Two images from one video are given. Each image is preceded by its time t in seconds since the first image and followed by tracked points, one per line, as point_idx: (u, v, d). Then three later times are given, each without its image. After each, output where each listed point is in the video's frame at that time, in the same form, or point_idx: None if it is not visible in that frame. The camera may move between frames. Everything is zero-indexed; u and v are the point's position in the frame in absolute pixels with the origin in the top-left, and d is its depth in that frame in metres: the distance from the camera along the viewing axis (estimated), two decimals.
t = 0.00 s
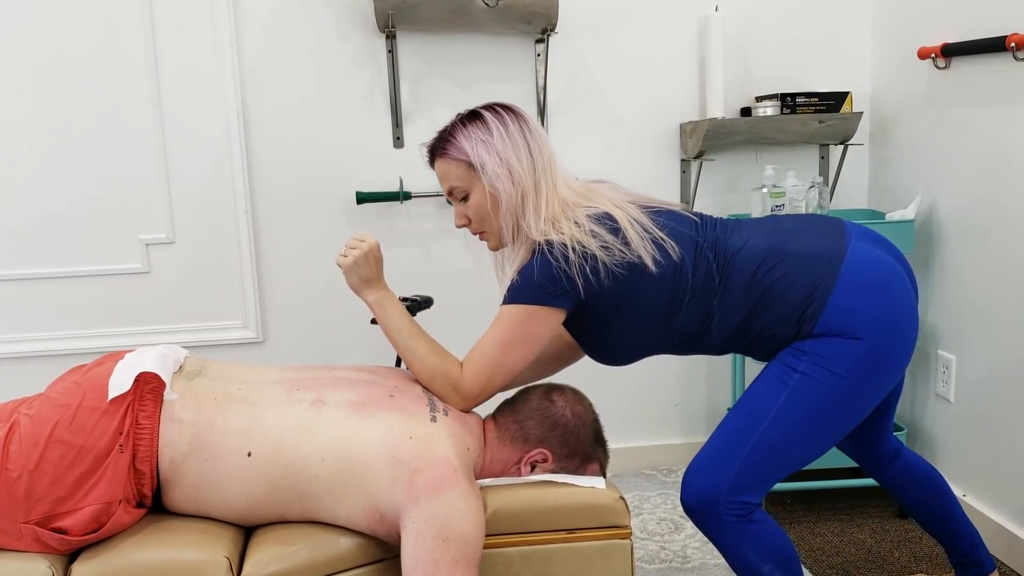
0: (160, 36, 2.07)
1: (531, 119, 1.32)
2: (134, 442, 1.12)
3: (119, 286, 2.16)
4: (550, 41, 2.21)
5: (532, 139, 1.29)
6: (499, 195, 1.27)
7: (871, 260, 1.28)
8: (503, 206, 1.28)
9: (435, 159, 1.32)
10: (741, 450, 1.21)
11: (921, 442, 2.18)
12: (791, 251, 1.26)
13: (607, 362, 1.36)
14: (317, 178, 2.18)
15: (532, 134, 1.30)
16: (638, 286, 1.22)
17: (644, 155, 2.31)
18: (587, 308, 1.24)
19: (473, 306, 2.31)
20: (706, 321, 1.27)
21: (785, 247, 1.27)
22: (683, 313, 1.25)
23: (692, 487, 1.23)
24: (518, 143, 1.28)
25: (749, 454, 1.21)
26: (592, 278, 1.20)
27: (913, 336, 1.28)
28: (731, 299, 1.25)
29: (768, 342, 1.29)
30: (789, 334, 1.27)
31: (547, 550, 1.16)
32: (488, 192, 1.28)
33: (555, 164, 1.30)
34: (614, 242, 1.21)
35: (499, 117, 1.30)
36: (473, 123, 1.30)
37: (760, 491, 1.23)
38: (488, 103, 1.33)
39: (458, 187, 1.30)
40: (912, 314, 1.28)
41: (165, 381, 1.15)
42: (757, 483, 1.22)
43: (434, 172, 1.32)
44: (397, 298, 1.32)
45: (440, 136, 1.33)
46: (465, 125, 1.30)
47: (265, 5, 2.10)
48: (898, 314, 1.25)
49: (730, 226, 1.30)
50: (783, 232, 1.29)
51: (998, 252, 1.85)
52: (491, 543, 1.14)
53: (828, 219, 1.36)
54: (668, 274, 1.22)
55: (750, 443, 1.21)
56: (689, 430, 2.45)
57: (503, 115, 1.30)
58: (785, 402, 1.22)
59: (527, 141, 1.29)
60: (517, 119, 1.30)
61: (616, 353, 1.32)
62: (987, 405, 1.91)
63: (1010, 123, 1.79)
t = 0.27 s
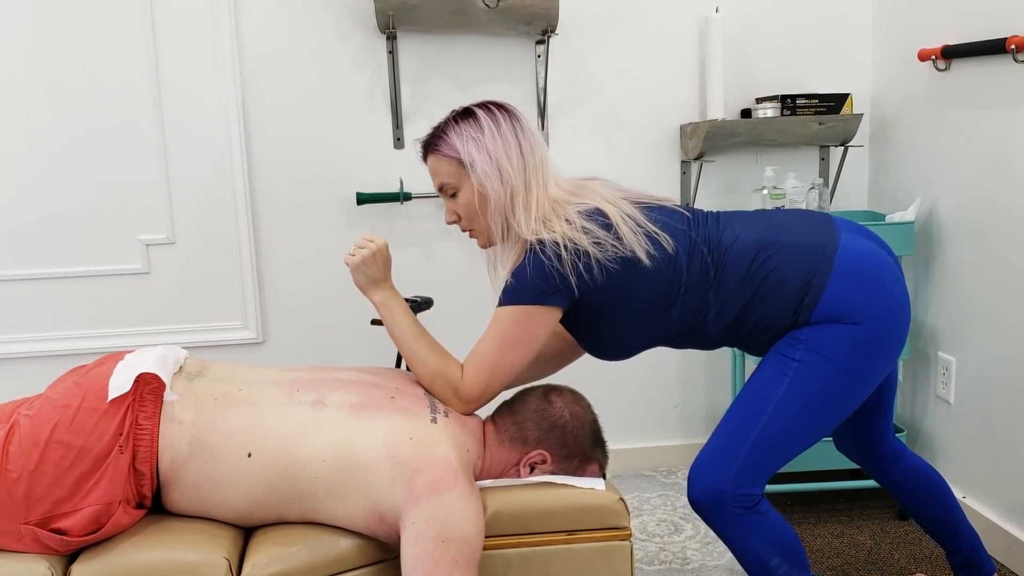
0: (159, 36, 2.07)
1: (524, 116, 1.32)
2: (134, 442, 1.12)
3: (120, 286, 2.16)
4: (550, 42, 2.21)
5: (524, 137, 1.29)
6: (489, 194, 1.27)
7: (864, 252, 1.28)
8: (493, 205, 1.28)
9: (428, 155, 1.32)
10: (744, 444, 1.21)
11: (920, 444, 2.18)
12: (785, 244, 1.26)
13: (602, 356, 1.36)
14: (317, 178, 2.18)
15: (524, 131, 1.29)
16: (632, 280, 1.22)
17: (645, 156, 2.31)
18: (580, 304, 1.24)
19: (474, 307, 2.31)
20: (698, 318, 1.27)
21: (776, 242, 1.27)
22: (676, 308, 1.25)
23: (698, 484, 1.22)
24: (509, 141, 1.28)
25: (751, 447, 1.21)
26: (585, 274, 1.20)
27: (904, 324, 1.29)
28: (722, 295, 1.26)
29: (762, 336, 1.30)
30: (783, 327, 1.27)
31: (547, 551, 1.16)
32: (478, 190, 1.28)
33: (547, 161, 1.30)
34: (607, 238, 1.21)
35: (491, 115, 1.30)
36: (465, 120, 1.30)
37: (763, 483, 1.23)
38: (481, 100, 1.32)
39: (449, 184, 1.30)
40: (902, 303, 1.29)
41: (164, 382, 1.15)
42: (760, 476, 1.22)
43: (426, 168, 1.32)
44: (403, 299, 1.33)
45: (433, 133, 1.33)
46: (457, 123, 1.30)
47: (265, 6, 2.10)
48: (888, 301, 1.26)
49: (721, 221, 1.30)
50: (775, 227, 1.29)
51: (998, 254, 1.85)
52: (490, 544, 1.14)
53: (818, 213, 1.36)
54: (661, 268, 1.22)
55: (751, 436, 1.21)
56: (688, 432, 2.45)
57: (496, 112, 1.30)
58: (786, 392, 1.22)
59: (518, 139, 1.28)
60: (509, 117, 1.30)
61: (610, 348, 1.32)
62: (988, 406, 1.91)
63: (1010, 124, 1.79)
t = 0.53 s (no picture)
0: (159, 37, 2.07)
1: (528, 116, 1.31)
2: (134, 442, 1.12)
3: (119, 287, 2.16)
4: (550, 42, 2.21)
5: (526, 137, 1.29)
6: (488, 193, 1.27)
7: (860, 260, 1.29)
8: (492, 204, 1.28)
9: (430, 150, 1.32)
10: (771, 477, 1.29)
11: (920, 444, 2.18)
12: (782, 253, 1.27)
13: (599, 359, 1.36)
14: (317, 179, 2.18)
15: (527, 132, 1.29)
16: (632, 285, 1.22)
17: (645, 157, 2.31)
18: (579, 307, 1.24)
19: (474, 307, 2.31)
20: (697, 321, 1.27)
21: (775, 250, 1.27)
22: (675, 313, 1.25)
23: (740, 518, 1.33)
24: (511, 141, 1.27)
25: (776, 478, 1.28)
26: (584, 277, 1.20)
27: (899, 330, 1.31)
28: (722, 300, 1.26)
29: (760, 339, 1.29)
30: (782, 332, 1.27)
31: (547, 551, 1.16)
32: (477, 189, 1.28)
33: (549, 163, 1.30)
34: (607, 241, 1.21)
35: (495, 113, 1.30)
36: (468, 118, 1.30)
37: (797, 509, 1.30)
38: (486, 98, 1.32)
39: (448, 180, 1.31)
40: (896, 307, 1.30)
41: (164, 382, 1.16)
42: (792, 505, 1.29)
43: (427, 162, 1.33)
44: (408, 300, 1.33)
45: (436, 127, 1.33)
46: (460, 119, 1.30)
47: (265, 6, 2.10)
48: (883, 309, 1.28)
49: (721, 227, 1.30)
50: (774, 234, 1.30)
51: (998, 255, 1.85)
52: (490, 544, 1.14)
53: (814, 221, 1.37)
54: (661, 274, 1.22)
55: (776, 468, 1.28)
56: (688, 432, 2.45)
57: (500, 111, 1.30)
58: (797, 418, 1.27)
59: (521, 139, 1.28)
60: (513, 117, 1.30)
61: (609, 352, 1.32)
62: (988, 407, 1.91)
63: (1010, 125, 1.79)
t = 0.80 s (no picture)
0: (156, 36, 2.07)
1: (537, 118, 1.31)
2: (132, 442, 1.12)
3: (117, 286, 2.16)
4: (548, 42, 2.21)
5: (534, 140, 1.28)
6: (493, 195, 1.27)
7: (858, 277, 1.31)
8: (497, 206, 1.28)
9: (437, 148, 1.32)
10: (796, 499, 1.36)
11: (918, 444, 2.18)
12: (782, 267, 1.28)
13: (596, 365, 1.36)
14: (315, 179, 2.18)
15: (535, 134, 1.29)
16: (634, 295, 1.22)
17: (642, 156, 2.31)
18: (580, 313, 1.24)
19: (471, 307, 2.31)
20: (699, 329, 1.27)
21: (776, 264, 1.28)
22: (676, 321, 1.25)
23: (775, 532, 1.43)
24: (518, 143, 1.27)
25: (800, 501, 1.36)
26: (586, 283, 1.20)
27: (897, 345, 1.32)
28: (725, 309, 1.26)
29: (761, 348, 1.29)
30: (784, 341, 1.28)
31: (544, 551, 1.16)
32: (482, 190, 1.28)
33: (556, 166, 1.29)
34: (610, 249, 1.21)
35: (503, 114, 1.29)
36: (476, 117, 1.30)
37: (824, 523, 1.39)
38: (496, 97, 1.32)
39: (454, 178, 1.31)
40: (894, 324, 1.32)
41: (162, 381, 1.15)
42: (819, 520, 1.38)
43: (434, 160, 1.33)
44: (406, 300, 1.32)
45: (444, 126, 1.33)
46: (468, 119, 1.30)
47: (263, 5, 2.10)
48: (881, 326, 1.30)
49: (723, 239, 1.31)
50: (776, 249, 1.31)
51: (996, 255, 1.85)
52: (487, 544, 1.14)
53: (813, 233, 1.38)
54: (663, 284, 1.22)
55: (799, 493, 1.36)
56: (686, 432, 2.45)
57: (508, 112, 1.29)
58: (813, 446, 1.33)
59: (528, 141, 1.28)
60: (521, 118, 1.29)
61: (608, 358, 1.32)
62: (985, 407, 1.91)
63: (1008, 125, 1.79)
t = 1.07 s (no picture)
0: (156, 35, 2.07)
1: (540, 117, 1.31)
2: (132, 441, 1.11)
3: (116, 285, 2.16)
4: (548, 41, 2.21)
5: (537, 139, 1.28)
6: (496, 193, 1.27)
7: (858, 283, 1.31)
8: (499, 204, 1.28)
9: (441, 145, 1.32)
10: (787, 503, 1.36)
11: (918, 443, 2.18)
12: (782, 272, 1.28)
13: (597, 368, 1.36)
14: (315, 178, 2.18)
15: (537, 133, 1.29)
16: (633, 298, 1.22)
17: (642, 156, 2.31)
18: (580, 314, 1.24)
19: (471, 306, 2.31)
20: (700, 330, 1.26)
21: (776, 268, 1.28)
22: (675, 324, 1.25)
23: (760, 530, 1.43)
24: (521, 142, 1.27)
25: (791, 504, 1.36)
26: (587, 284, 1.20)
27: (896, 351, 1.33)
28: (725, 311, 1.25)
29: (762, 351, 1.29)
30: (784, 344, 1.27)
31: (543, 551, 1.16)
32: (485, 188, 1.28)
33: (558, 165, 1.29)
34: (611, 249, 1.21)
35: (506, 112, 1.29)
36: (479, 115, 1.29)
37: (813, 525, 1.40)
38: (499, 95, 1.31)
39: (457, 176, 1.31)
40: (893, 330, 1.32)
41: (162, 381, 1.15)
42: (807, 523, 1.38)
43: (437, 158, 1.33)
44: (406, 299, 1.32)
45: (448, 123, 1.33)
46: (471, 117, 1.30)
47: (263, 4, 2.10)
48: (880, 333, 1.30)
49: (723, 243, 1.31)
50: (775, 253, 1.31)
51: (996, 255, 1.85)
52: (486, 544, 1.14)
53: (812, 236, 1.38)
54: (663, 287, 1.22)
55: (790, 495, 1.36)
56: (686, 431, 2.45)
57: (512, 111, 1.29)
58: (808, 450, 1.32)
59: (531, 140, 1.28)
60: (524, 117, 1.29)
61: (608, 360, 1.32)
62: (985, 406, 1.91)
63: (1008, 125, 1.79)
